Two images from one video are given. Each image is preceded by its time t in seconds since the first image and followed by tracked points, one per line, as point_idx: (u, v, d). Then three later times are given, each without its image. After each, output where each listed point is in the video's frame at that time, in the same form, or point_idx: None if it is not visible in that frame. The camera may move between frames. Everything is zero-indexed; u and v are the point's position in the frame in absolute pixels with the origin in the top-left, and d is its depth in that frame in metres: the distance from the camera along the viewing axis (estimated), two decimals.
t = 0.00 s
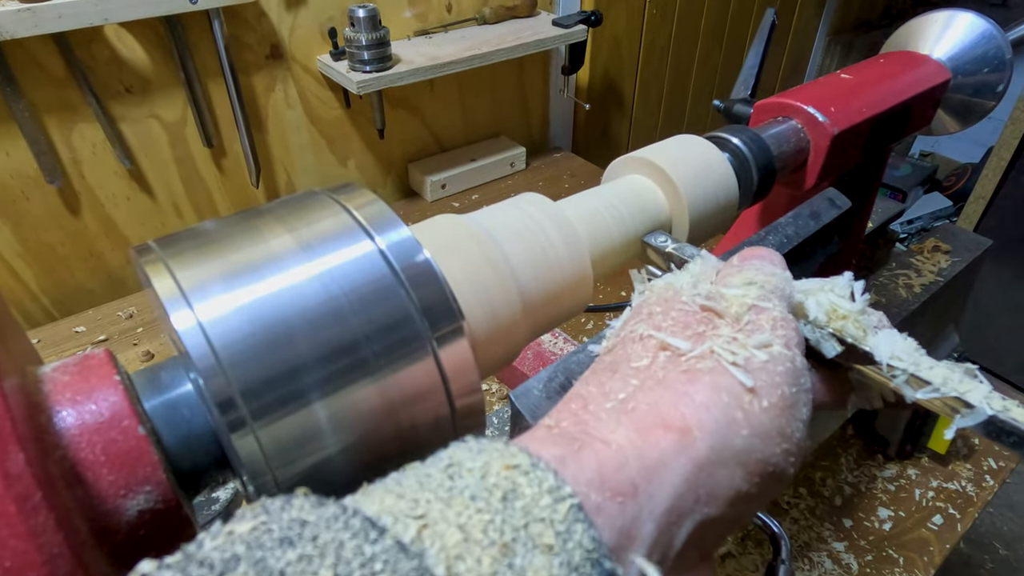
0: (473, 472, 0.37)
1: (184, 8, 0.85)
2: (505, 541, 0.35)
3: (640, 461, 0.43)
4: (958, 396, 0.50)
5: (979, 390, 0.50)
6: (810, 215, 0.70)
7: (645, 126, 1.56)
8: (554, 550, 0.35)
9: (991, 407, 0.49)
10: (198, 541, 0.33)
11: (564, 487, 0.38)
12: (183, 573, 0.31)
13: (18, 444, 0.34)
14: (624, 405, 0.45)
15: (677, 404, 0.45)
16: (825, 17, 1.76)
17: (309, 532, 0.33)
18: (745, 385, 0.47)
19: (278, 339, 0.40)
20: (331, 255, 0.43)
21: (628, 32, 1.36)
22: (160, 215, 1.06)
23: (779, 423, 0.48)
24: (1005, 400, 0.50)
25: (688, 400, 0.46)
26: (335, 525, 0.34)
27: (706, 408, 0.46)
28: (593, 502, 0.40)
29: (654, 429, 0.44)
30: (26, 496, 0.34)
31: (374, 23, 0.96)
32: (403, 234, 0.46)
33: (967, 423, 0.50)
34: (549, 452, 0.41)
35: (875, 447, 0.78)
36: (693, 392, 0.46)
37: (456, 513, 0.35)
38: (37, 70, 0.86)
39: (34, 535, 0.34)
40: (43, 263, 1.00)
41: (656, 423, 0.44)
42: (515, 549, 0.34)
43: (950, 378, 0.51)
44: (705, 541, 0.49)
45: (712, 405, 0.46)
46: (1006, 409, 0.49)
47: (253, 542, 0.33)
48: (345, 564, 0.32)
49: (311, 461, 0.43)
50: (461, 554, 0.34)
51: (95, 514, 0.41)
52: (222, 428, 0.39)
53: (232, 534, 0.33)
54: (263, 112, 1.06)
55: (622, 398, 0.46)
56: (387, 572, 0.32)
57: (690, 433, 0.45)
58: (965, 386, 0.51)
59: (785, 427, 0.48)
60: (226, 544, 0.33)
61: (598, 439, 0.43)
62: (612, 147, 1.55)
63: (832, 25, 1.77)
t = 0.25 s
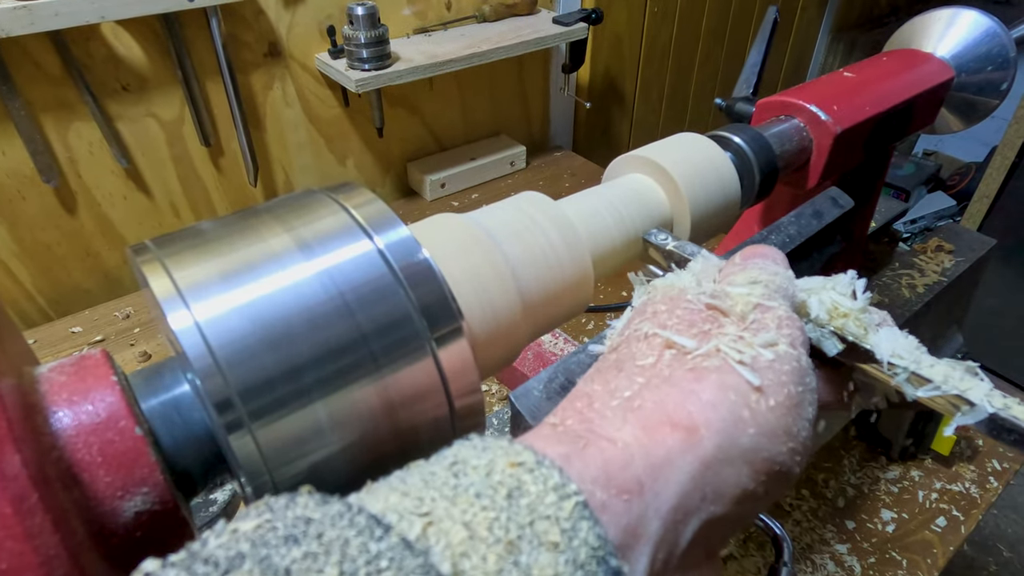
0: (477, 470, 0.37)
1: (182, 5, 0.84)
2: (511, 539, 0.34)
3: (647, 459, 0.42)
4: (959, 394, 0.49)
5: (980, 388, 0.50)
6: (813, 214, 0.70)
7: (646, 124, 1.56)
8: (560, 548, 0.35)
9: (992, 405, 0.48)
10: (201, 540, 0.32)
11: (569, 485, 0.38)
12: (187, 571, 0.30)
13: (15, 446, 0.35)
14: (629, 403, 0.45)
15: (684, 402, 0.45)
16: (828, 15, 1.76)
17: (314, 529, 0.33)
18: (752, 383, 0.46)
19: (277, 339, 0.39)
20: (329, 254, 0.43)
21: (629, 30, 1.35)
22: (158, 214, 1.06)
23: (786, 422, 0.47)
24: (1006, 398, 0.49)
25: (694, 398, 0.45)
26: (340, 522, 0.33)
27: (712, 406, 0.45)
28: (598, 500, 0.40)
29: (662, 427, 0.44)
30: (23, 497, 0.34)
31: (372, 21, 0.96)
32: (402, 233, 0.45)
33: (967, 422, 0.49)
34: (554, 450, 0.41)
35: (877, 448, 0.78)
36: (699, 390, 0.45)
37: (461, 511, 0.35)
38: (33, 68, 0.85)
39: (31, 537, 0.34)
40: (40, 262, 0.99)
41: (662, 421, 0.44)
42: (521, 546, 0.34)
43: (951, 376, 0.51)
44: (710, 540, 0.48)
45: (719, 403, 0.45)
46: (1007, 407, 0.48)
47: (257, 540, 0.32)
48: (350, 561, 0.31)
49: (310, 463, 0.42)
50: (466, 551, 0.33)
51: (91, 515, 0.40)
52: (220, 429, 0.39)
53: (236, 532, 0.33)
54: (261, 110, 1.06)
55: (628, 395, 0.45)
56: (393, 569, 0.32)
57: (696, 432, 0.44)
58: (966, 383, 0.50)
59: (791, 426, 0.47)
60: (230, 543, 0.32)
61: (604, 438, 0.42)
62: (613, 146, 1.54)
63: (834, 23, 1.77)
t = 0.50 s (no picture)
0: (478, 469, 0.36)
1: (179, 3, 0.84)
2: (512, 538, 0.33)
3: (649, 459, 0.42)
4: (962, 394, 0.49)
5: (983, 388, 0.49)
6: (815, 213, 0.69)
7: (647, 123, 1.55)
8: (561, 547, 0.34)
9: (995, 406, 0.48)
10: (201, 538, 0.32)
11: (570, 484, 0.37)
12: (187, 569, 0.30)
13: (10, 447, 0.34)
14: (631, 403, 0.44)
15: (686, 401, 0.44)
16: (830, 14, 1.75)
17: (314, 527, 0.32)
18: (754, 383, 0.46)
19: (274, 339, 0.39)
20: (327, 254, 0.42)
21: (630, 28, 1.35)
22: (155, 214, 1.05)
23: (788, 421, 0.46)
24: (1009, 398, 0.49)
25: (696, 398, 0.44)
26: (340, 521, 0.32)
27: (715, 406, 0.44)
28: (599, 499, 0.39)
29: (664, 426, 0.43)
30: (19, 499, 0.34)
31: (371, 19, 0.95)
32: (401, 232, 0.45)
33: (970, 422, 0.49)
34: (555, 449, 0.40)
35: (880, 450, 0.77)
36: (702, 390, 0.45)
37: (462, 509, 0.34)
38: (28, 67, 0.85)
39: (26, 539, 0.34)
40: (36, 262, 0.99)
41: (664, 421, 0.43)
42: (522, 545, 0.33)
43: (954, 377, 0.50)
44: (713, 540, 0.48)
45: (721, 403, 0.45)
46: (1011, 408, 0.48)
47: (257, 538, 0.31)
48: (351, 560, 0.31)
49: (308, 464, 0.41)
50: (467, 550, 0.33)
51: (88, 518, 0.40)
52: (218, 430, 0.38)
53: (235, 531, 0.32)
54: (259, 109, 1.05)
55: (629, 395, 0.45)
56: (393, 568, 0.31)
57: (698, 432, 0.44)
58: (969, 384, 0.49)
59: (794, 426, 0.47)
60: (229, 541, 0.31)
61: (606, 437, 0.42)
62: (614, 145, 1.54)
63: (836, 22, 1.76)
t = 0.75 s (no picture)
0: (471, 474, 0.36)
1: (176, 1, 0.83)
2: (506, 545, 0.33)
3: (641, 463, 0.41)
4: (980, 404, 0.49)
5: (1001, 398, 0.49)
6: (818, 213, 0.68)
7: (648, 121, 1.54)
8: (555, 554, 0.34)
9: (1014, 416, 0.48)
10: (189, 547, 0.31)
11: (565, 489, 0.37)
12: None
13: (6, 449, 0.34)
14: (624, 407, 0.44)
15: (677, 405, 0.44)
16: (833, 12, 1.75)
17: (304, 536, 0.32)
18: (748, 385, 0.45)
19: (273, 339, 0.38)
20: (326, 253, 0.42)
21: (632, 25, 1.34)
22: (152, 213, 1.04)
23: (784, 423, 0.46)
24: None
25: (689, 401, 0.44)
26: (331, 529, 0.32)
27: (707, 409, 0.44)
28: (593, 505, 0.38)
29: (654, 429, 0.43)
30: (14, 502, 0.33)
31: (370, 17, 0.94)
32: (401, 232, 0.44)
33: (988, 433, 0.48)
34: (549, 453, 0.40)
35: (884, 451, 0.77)
36: (694, 393, 0.44)
37: (455, 516, 0.34)
38: (24, 65, 0.84)
39: (23, 542, 0.33)
40: (32, 262, 0.98)
41: (656, 424, 0.43)
42: (516, 552, 0.33)
43: (971, 386, 0.50)
44: (709, 543, 0.47)
45: (714, 406, 0.44)
46: None
47: (246, 547, 0.31)
48: (342, 570, 0.30)
49: (307, 467, 0.41)
50: (460, 558, 0.32)
51: (85, 520, 0.39)
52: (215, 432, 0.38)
53: (224, 539, 0.32)
54: (256, 107, 1.04)
55: (622, 399, 0.44)
56: None
57: (689, 435, 0.43)
58: (987, 394, 0.49)
59: (788, 428, 0.46)
60: (217, 551, 0.31)
61: (599, 441, 0.41)
62: (615, 144, 1.53)
63: (839, 20, 1.75)
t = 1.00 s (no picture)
0: (458, 493, 0.36)
1: None
2: (493, 566, 0.33)
3: (627, 475, 0.41)
4: (983, 414, 0.48)
5: (1005, 408, 0.48)
6: (820, 213, 0.68)
7: (648, 120, 1.53)
8: None
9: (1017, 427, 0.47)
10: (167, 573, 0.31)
11: (554, 508, 0.37)
12: None
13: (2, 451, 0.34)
14: (610, 419, 0.43)
15: (663, 416, 0.43)
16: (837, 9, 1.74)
17: (287, 560, 0.32)
18: (733, 393, 0.45)
19: (271, 340, 0.38)
20: (325, 253, 0.41)
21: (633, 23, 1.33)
22: (149, 213, 1.04)
23: (773, 430, 0.45)
24: None
25: (674, 411, 0.43)
26: (313, 553, 0.32)
27: (692, 420, 0.43)
28: (582, 522, 0.38)
29: (640, 440, 0.42)
30: (9, 504, 0.33)
31: (370, 14, 0.94)
32: (400, 232, 0.43)
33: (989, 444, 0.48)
34: (536, 470, 0.40)
35: (887, 452, 0.76)
36: (679, 403, 0.44)
37: (440, 538, 0.34)
38: (20, 64, 0.84)
39: (19, 545, 0.33)
40: (29, 262, 0.98)
41: (641, 437, 0.42)
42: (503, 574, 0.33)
43: (975, 396, 0.49)
44: (700, 562, 0.46)
45: (699, 416, 0.43)
46: None
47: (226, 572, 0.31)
48: None
49: (305, 471, 0.40)
50: None
51: (81, 523, 0.39)
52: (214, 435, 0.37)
53: (205, 563, 0.32)
54: (254, 106, 1.04)
55: (608, 411, 0.44)
56: None
57: (676, 446, 0.42)
58: (990, 403, 0.48)
59: (779, 437, 0.45)
60: None
61: (585, 454, 0.41)
62: (616, 143, 1.52)
63: (843, 17, 1.75)
